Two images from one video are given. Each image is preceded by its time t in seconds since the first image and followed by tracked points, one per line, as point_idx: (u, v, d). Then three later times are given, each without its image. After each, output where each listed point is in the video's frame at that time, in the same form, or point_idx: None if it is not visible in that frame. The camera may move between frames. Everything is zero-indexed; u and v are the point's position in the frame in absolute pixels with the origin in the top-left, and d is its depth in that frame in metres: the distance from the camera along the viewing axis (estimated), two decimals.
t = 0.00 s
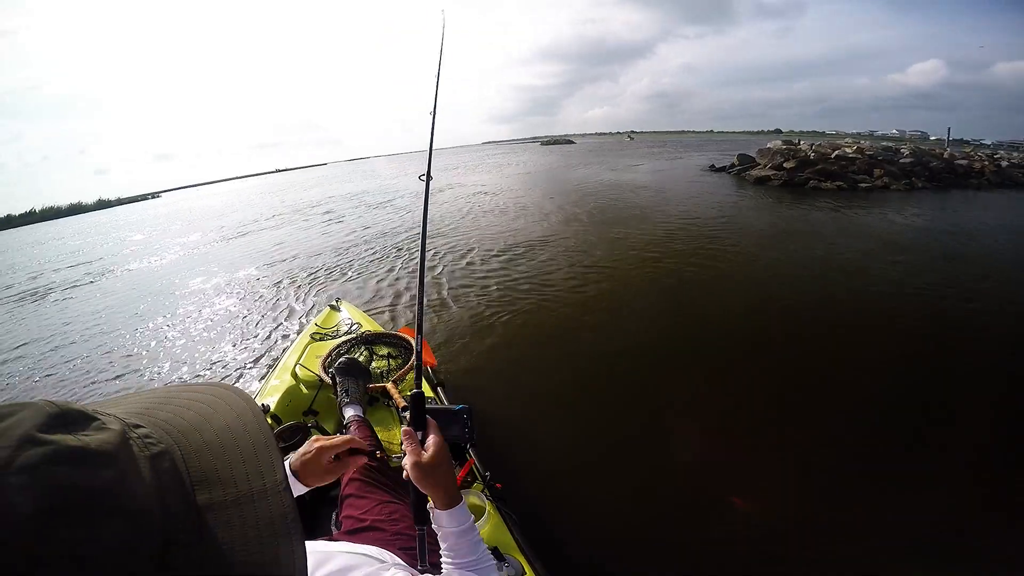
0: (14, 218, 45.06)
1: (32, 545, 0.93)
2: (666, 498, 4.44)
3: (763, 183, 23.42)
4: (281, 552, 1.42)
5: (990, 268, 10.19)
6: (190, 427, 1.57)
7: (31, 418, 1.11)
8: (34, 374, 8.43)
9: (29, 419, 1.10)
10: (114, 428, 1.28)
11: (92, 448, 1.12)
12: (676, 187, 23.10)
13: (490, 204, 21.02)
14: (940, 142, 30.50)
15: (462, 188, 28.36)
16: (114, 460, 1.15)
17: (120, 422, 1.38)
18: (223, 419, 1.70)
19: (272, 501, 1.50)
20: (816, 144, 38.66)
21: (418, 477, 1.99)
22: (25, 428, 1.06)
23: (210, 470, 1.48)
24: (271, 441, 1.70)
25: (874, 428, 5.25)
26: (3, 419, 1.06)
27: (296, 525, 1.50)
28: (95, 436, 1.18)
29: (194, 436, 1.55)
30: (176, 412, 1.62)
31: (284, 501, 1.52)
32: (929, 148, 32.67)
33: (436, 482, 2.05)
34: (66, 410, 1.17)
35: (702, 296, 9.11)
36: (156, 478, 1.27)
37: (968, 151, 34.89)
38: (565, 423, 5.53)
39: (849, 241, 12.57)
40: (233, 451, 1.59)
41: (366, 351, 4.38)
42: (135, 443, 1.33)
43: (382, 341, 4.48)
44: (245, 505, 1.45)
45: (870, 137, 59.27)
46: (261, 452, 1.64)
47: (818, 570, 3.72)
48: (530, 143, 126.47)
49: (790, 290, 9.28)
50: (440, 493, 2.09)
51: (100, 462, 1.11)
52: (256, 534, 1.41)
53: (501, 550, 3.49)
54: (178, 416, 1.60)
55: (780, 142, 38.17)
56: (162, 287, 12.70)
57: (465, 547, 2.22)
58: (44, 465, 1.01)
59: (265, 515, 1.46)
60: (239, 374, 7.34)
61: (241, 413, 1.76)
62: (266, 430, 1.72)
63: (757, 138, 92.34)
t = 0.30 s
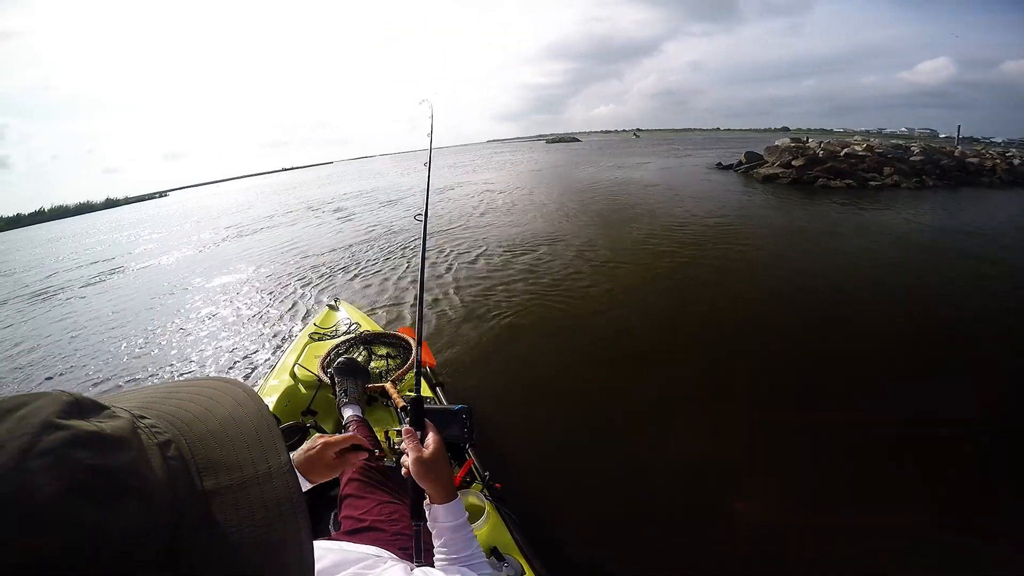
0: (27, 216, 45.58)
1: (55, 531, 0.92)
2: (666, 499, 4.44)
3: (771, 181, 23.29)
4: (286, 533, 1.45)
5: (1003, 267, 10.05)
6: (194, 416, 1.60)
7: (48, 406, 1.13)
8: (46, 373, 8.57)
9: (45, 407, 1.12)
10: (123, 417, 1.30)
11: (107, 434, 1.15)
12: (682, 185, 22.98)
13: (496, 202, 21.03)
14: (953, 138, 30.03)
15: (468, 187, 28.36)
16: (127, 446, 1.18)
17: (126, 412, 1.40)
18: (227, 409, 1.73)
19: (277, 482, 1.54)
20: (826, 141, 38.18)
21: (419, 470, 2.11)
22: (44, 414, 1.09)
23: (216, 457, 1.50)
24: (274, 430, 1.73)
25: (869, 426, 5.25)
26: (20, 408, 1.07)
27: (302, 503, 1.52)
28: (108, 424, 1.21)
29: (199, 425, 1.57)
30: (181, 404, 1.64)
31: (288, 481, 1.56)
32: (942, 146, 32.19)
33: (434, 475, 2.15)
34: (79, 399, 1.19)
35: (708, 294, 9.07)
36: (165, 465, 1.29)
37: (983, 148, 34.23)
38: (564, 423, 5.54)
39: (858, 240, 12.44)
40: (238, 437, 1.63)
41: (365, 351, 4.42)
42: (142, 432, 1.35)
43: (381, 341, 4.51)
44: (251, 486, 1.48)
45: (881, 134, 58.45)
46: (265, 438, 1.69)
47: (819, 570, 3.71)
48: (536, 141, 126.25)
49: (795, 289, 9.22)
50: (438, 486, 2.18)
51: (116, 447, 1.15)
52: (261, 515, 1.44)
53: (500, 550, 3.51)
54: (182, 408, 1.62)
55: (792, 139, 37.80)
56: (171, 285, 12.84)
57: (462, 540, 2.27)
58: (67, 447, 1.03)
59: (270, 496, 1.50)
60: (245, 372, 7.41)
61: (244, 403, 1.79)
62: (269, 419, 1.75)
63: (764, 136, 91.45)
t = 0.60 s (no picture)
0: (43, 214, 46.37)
1: (83, 516, 0.93)
2: (663, 496, 4.47)
3: (782, 181, 23.10)
4: (300, 523, 1.48)
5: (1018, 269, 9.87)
6: (215, 409, 1.62)
7: (83, 390, 1.14)
8: (57, 370, 8.69)
9: (80, 392, 1.13)
10: (151, 405, 1.30)
11: (138, 418, 1.15)
12: (690, 185, 22.86)
13: (503, 201, 21.03)
14: (971, 137, 29.46)
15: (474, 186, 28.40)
16: (157, 430, 1.18)
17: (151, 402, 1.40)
18: (247, 403, 1.75)
19: (294, 472, 1.57)
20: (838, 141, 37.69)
21: (448, 470, 2.14)
22: (78, 398, 1.10)
23: (237, 447, 1.52)
24: (292, 424, 1.76)
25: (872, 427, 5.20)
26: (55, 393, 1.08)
27: (317, 494, 1.56)
28: (139, 409, 1.21)
29: (220, 417, 1.59)
30: (203, 397, 1.66)
31: (305, 473, 1.59)
32: (958, 146, 31.63)
33: (461, 479, 2.18)
34: (112, 385, 1.20)
35: (715, 295, 9.02)
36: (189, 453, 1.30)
37: (1000, 148, 33.67)
38: (564, 422, 5.55)
39: (869, 241, 12.30)
40: (257, 430, 1.64)
41: (365, 351, 4.45)
42: (167, 421, 1.36)
43: (381, 341, 4.56)
44: (268, 476, 1.51)
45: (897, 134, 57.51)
46: (283, 431, 1.71)
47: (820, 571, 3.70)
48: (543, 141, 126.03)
49: (803, 290, 9.14)
50: (462, 489, 2.21)
51: (146, 432, 1.15)
52: (279, 504, 1.47)
53: (500, 549, 3.54)
54: (205, 400, 1.64)
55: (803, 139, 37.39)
56: (179, 284, 13.00)
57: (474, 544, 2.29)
58: (99, 430, 1.04)
59: (287, 485, 1.53)
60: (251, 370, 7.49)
61: (263, 398, 1.82)
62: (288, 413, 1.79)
63: (779, 134, 90.23)
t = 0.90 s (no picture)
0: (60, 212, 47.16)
1: (64, 527, 0.95)
2: (661, 496, 4.51)
3: (794, 182, 22.87)
4: (299, 540, 1.46)
5: None
6: (217, 419, 1.64)
7: (77, 399, 1.16)
8: (71, 366, 8.85)
9: (74, 401, 1.15)
10: (150, 415, 1.32)
11: (130, 429, 1.16)
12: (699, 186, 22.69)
13: (511, 201, 21.04)
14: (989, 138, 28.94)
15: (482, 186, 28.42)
16: (150, 440, 1.19)
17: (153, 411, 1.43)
18: (254, 412, 1.78)
19: (295, 488, 1.56)
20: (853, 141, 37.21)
21: (489, 489, 2.13)
22: (71, 409, 1.12)
23: (238, 460, 1.51)
24: (297, 436, 1.77)
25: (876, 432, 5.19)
26: (48, 402, 1.12)
27: (317, 511, 1.55)
28: (134, 419, 1.22)
29: (225, 427, 1.61)
30: (210, 406, 1.69)
31: (305, 488, 1.58)
32: (975, 147, 31.06)
33: (501, 501, 2.16)
34: (108, 394, 1.22)
35: (723, 296, 8.96)
36: (185, 465, 1.31)
37: (1023, 150, 33.20)
38: (564, 423, 5.55)
39: (882, 243, 12.14)
40: (258, 441, 1.65)
41: (365, 350, 4.48)
42: (167, 432, 1.38)
43: (382, 341, 4.58)
44: (268, 491, 1.50)
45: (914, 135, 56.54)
46: (287, 444, 1.71)
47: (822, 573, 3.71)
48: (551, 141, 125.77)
49: (811, 291, 9.05)
50: (499, 512, 2.19)
51: (137, 442, 1.15)
52: (277, 520, 1.44)
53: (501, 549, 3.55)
54: (212, 409, 1.67)
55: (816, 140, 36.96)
56: (190, 282, 13.17)
57: (491, 565, 2.29)
58: (86, 442, 1.05)
59: (288, 501, 1.52)
60: (258, 368, 7.58)
61: (271, 408, 1.84)
62: (293, 425, 1.81)
63: (791, 134, 89.29)
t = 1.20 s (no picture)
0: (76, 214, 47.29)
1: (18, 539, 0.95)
2: (661, 496, 4.51)
3: (809, 178, 22.52)
4: (276, 557, 1.56)
5: None
6: (199, 428, 1.68)
7: (47, 407, 1.18)
8: (86, 366, 9.05)
9: (44, 410, 1.17)
10: (127, 424, 1.35)
11: (100, 440, 1.19)
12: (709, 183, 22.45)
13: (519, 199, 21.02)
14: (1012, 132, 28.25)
15: (490, 184, 28.43)
16: (120, 451, 1.21)
17: (134, 418, 1.46)
18: (238, 422, 1.84)
19: (275, 502, 1.65)
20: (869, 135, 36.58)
21: (490, 495, 2.13)
22: (40, 417, 1.14)
23: (219, 471, 1.58)
24: (279, 449, 1.83)
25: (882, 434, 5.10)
26: (21, 408, 1.14)
27: (296, 524, 1.65)
28: (105, 429, 1.25)
29: (209, 438, 1.66)
30: (196, 414, 1.74)
31: (285, 502, 1.67)
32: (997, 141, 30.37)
33: (502, 507, 2.16)
34: (80, 402, 1.24)
35: (731, 295, 8.87)
36: (163, 474, 1.35)
37: None
38: (565, 423, 5.56)
39: (898, 240, 11.93)
40: (240, 453, 1.71)
41: (365, 350, 4.53)
42: (146, 440, 1.40)
43: (382, 342, 4.63)
44: (247, 504, 1.58)
45: (935, 130, 55.26)
46: (269, 456, 1.78)
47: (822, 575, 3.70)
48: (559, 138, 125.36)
49: (822, 289, 8.94)
50: (500, 517, 2.19)
51: (106, 453, 1.18)
52: (253, 534, 1.54)
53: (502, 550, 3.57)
54: (197, 419, 1.72)
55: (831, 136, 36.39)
56: (200, 283, 13.37)
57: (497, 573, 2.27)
58: (52, 453, 1.07)
59: (267, 516, 1.62)
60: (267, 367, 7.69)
61: (255, 418, 1.90)
62: (276, 437, 1.87)
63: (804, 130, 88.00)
